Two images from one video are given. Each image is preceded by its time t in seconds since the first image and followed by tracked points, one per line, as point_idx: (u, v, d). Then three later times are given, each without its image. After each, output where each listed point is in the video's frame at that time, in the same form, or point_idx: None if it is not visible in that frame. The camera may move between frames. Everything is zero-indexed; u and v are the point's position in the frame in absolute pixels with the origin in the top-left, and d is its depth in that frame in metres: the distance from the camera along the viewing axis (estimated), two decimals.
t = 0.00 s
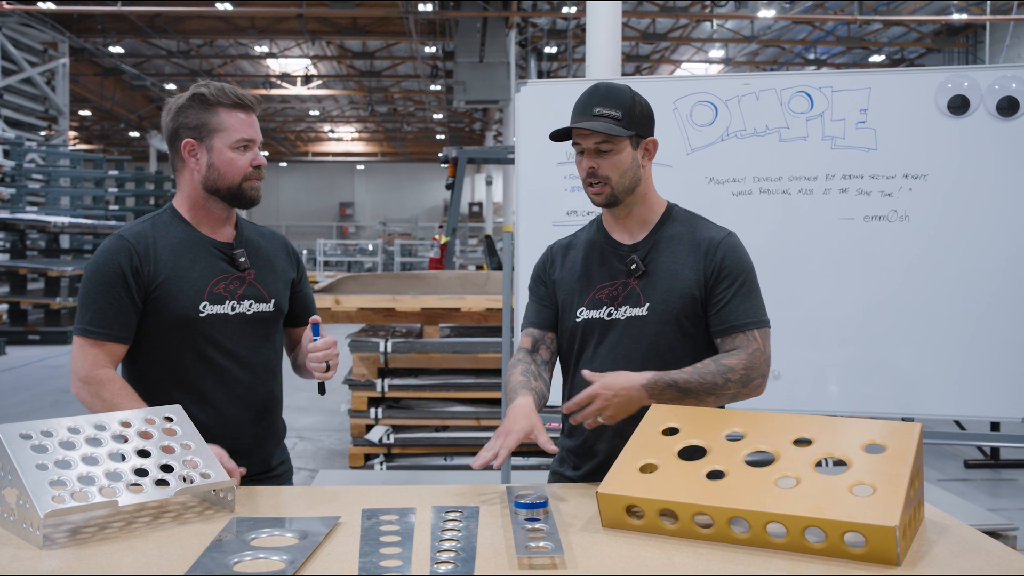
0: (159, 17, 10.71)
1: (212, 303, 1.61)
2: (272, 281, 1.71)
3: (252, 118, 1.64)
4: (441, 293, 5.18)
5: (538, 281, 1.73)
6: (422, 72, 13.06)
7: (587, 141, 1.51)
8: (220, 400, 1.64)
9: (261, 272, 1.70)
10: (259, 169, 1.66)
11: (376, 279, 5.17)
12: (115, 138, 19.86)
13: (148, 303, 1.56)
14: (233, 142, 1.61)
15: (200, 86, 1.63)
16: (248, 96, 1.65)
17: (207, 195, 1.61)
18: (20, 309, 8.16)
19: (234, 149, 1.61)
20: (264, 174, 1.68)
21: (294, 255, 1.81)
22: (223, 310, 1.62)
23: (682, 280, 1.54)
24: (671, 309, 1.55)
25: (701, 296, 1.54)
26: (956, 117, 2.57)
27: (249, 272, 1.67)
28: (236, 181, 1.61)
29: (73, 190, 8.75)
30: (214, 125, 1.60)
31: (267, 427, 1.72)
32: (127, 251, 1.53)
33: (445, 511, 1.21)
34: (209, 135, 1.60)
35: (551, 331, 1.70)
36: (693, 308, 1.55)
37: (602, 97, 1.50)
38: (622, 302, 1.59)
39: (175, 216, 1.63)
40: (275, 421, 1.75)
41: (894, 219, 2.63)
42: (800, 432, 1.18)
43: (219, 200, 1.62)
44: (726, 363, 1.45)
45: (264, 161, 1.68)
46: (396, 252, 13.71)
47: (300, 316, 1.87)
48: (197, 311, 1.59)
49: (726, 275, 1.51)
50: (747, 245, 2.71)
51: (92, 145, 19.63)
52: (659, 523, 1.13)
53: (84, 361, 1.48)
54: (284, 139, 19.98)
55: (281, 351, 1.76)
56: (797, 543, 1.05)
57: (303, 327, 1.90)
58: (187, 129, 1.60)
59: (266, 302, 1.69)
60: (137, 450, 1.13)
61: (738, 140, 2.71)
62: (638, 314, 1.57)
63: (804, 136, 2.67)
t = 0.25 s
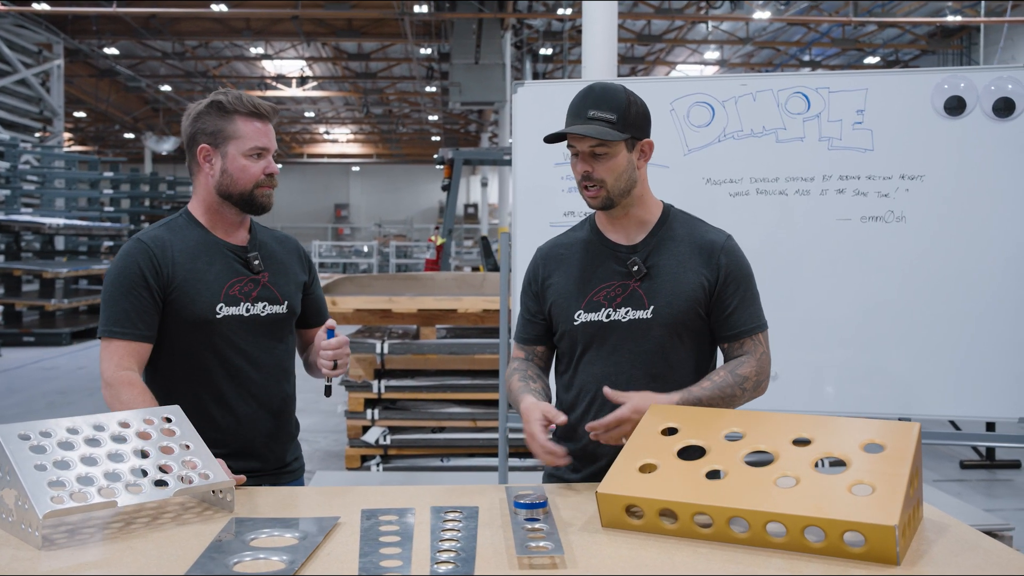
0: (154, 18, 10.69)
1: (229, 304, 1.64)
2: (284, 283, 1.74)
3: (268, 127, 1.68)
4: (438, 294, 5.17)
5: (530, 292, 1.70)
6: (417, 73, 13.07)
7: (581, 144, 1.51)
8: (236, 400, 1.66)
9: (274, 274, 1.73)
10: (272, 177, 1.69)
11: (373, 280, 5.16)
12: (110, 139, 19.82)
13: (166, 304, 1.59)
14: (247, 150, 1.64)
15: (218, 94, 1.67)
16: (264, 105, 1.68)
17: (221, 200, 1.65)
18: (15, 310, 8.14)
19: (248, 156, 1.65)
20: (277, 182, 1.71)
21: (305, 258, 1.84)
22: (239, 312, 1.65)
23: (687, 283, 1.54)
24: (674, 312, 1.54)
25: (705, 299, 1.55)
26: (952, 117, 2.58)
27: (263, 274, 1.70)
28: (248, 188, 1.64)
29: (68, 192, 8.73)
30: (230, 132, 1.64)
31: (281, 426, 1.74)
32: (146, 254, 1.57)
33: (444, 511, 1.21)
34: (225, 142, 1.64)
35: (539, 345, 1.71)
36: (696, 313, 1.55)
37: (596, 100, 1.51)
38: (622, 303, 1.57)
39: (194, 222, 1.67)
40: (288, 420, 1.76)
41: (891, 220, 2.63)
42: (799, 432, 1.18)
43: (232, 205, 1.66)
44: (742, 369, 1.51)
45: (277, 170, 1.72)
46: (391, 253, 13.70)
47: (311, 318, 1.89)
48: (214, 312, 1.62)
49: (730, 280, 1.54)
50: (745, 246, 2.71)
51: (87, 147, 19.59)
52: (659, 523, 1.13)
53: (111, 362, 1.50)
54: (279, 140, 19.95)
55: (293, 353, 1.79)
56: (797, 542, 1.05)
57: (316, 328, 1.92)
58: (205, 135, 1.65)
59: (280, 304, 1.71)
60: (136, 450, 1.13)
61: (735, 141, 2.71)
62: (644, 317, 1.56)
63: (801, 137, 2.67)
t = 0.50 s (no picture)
0: (149, 20, 10.69)
1: (240, 304, 1.65)
2: (292, 287, 1.76)
3: (272, 133, 1.68)
4: (434, 295, 5.17)
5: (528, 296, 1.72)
6: (412, 75, 13.07)
7: (574, 144, 1.51)
8: (242, 398, 1.66)
9: (283, 277, 1.75)
10: (274, 183, 1.68)
11: (369, 281, 5.16)
12: (105, 141, 19.79)
13: (179, 301, 1.60)
14: (249, 154, 1.65)
15: (228, 99, 1.69)
16: (269, 111, 1.68)
17: (222, 202, 1.67)
18: (9, 312, 8.11)
19: (250, 161, 1.65)
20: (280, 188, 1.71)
21: (312, 270, 1.87)
22: (249, 312, 1.65)
23: (677, 285, 1.54)
24: (663, 315, 1.54)
25: (696, 302, 1.54)
26: (948, 119, 2.59)
27: (272, 277, 1.72)
28: (246, 192, 1.64)
29: (63, 193, 8.71)
30: (233, 137, 1.65)
31: (286, 427, 1.74)
32: (159, 250, 1.58)
33: (443, 511, 1.21)
34: (227, 146, 1.65)
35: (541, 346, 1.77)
36: (684, 316, 1.54)
37: (589, 100, 1.51)
38: (613, 304, 1.58)
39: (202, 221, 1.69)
40: (292, 421, 1.77)
41: (888, 221, 2.64)
42: (797, 432, 1.19)
43: (232, 208, 1.67)
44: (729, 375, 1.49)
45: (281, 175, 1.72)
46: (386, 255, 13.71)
47: (311, 325, 1.90)
48: (225, 310, 1.62)
49: (721, 283, 1.52)
50: (742, 247, 2.72)
51: (82, 148, 19.54)
52: (657, 524, 1.13)
53: (123, 357, 1.49)
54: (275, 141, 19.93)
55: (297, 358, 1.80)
56: (796, 542, 1.05)
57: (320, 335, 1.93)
58: (211, 138, 1.67)
59: (287, 306, 1.73)
60: (135, 451, 1.13)
61: (732, 142, 2.72)
62: (632, 319, 1.56)
63: (798, 138, 2.68)
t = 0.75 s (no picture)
0: (145, 21, 10.67)
1: (247, 303, 1.65)
2: (296, 290, 1.77)
3: (271, 141, 1.64)
4: (431, 296, 5.17)
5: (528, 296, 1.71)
6: (408, 76, 13.06)
7: (580, 139, 1.52)
8: (245, 397, 1.66)
9: (287, 280, 1.75)
10: (270, 192, 1.66)
11: (365, 282, 5.16)
12: (101, 142, 19.75)
13: (187, 296, 1.60)
14: (246, 162, 1.63)
15: (236, 102, 1.67)
16: (270, 119, 1.64)
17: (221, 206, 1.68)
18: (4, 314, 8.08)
19: (245, 169, 1.63)
20: (279, 196, 1.68)
21: (312, 274, 1.86)
22: (254, 312, 1.66)
23: (671, 284, 1.54)
24: (657, 315, 1.54)
25: (690, 305, 1.53)
26: (945, 119, 2.60)
27: (277, 279, 1.73)
28: (240, 200, 1.64)
29: (59, 195, 8.69)
30: (232, 143, 1.63)
31: (285, 428, 1.74)
32: (170, 245, 1.58)
33: (441, 511, 1.21)
34: (226, 152, 1.64)
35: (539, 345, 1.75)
36: (678, 315, 1.54)
37: (596, 95, 1.51)
38: (610, 304, 1.59)
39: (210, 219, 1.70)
40: (291, 422, 1.77)
41: (885, 221, 2.65)
42: (794, 431, 1.19)
43: (229, 212, 1.68)
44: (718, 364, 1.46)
45: (281, 183, 1.68)
46: (382, 256, 13.69)
47: (308, 332, 1.91)
48: (233, 308, 1.63)
49: (716, 281, 1.50)
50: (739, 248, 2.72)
51: (78, 150, 19.49)
52: (656, 523, 1.13)
53: (129, 351, 1.48)
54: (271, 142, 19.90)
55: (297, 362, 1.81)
56: (794, 540, 1.05)
57: (318, 341, 1.93)
58: (215, 141, 1.67)
59: (291, 309, 1.74)
60: (134, 450, 1.12)
61: (729, 142, 2.72)
62: (627, 318, 1.57)
63: (794, 138, 2.69)
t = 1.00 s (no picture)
0: (141, 21, 10.65)
1: (245, 305, 1.65)
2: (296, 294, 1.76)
3: (261, 141, 1.62)
4: (428, 297, 5.17)
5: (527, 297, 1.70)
6: (405, 77, 13.06)
7: (588, 140, 1.51)
8: (241, 399, 1.65)
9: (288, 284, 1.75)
10: (265, 194, 1.65)
11: (362, 283, 5.15)
12: (96, 143, 19.72)
13: (187, 296, 1.60)
14: (238, 164, 1.62)
15: (230, 106, 1.66)
16: (260, 120, 1.62)
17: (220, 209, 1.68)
18: None
19: (238, 171, 1.62)
20: (275, 197, 1.66)
21: (316, 279, 1.86)
22: (252, 314, 1.66)
23: (679, 284, 1.54)
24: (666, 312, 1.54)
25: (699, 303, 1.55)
26: (941, 120, 2.61)
27: (278, 283, 1.72)
28: (235, 202, 1.63)
29: (55, 196, 8.67)
30: (225, 146, 1.63)
31: (279, 432, 1.73)
32: (173, 244, 1.59)
33: (440, 511, 1.21)
34: (221, 156, 1.64)
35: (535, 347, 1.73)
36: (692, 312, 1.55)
37: (604, 96, 1.50)
38: (615, 303, 1.58)
39: (212, 220, 1.69)
40: (287, 427, 1.75)
41: (881, 222, 2.66)
42: (793, 431, 1.19)
43: (227, 215, 1.67)
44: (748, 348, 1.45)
45: (277, 184, 1.66)
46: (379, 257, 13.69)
47: (312, 336, 1.90)
48: (230, 310, 1.63)
49: (726, 277, 1.53)
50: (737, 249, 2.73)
51: (73, 150, 19.44)
52: (655, 523, 1.13)
53: (133, 350, 1.48)
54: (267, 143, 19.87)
55: (297, 366, 1.80)
56: (793, 540, 1.06)
57: (321, 346, 1.93)
58: (212, 146, 1.67)
59: (291, 313, 1.73)
60: (132, 451, 1.12)
61: (726, 143, 2.73)
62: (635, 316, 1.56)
63: (792, 139, 2.69)
